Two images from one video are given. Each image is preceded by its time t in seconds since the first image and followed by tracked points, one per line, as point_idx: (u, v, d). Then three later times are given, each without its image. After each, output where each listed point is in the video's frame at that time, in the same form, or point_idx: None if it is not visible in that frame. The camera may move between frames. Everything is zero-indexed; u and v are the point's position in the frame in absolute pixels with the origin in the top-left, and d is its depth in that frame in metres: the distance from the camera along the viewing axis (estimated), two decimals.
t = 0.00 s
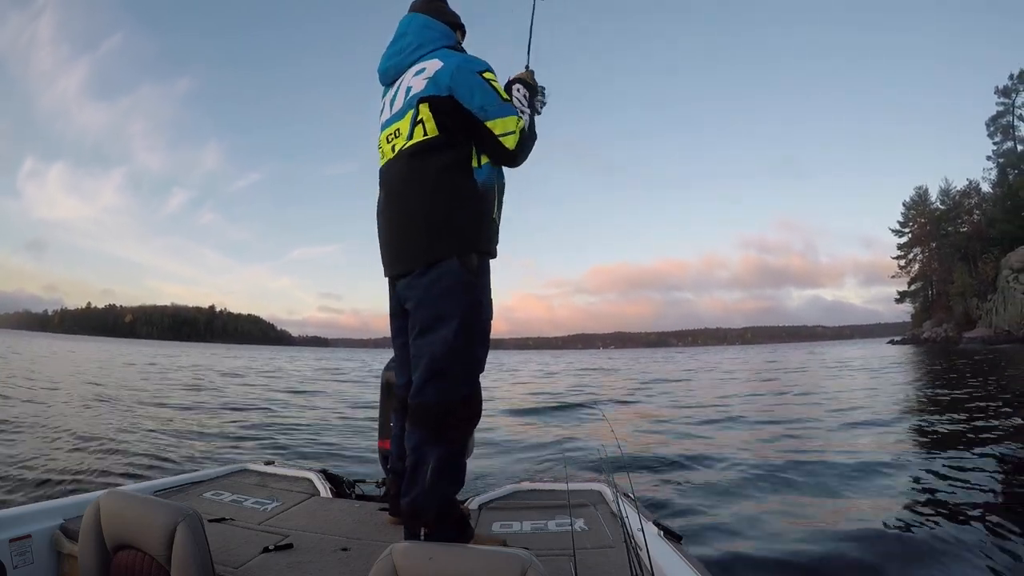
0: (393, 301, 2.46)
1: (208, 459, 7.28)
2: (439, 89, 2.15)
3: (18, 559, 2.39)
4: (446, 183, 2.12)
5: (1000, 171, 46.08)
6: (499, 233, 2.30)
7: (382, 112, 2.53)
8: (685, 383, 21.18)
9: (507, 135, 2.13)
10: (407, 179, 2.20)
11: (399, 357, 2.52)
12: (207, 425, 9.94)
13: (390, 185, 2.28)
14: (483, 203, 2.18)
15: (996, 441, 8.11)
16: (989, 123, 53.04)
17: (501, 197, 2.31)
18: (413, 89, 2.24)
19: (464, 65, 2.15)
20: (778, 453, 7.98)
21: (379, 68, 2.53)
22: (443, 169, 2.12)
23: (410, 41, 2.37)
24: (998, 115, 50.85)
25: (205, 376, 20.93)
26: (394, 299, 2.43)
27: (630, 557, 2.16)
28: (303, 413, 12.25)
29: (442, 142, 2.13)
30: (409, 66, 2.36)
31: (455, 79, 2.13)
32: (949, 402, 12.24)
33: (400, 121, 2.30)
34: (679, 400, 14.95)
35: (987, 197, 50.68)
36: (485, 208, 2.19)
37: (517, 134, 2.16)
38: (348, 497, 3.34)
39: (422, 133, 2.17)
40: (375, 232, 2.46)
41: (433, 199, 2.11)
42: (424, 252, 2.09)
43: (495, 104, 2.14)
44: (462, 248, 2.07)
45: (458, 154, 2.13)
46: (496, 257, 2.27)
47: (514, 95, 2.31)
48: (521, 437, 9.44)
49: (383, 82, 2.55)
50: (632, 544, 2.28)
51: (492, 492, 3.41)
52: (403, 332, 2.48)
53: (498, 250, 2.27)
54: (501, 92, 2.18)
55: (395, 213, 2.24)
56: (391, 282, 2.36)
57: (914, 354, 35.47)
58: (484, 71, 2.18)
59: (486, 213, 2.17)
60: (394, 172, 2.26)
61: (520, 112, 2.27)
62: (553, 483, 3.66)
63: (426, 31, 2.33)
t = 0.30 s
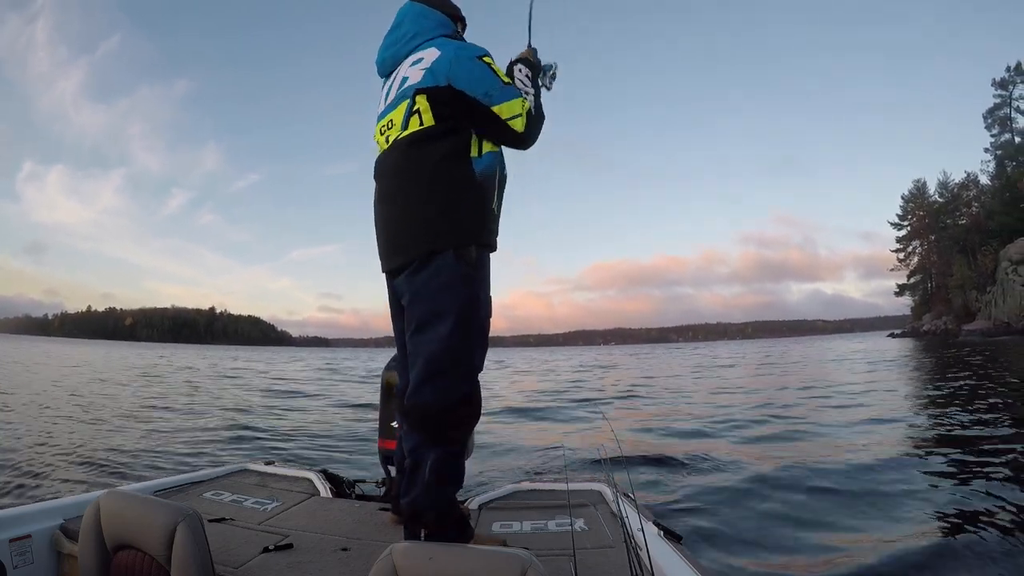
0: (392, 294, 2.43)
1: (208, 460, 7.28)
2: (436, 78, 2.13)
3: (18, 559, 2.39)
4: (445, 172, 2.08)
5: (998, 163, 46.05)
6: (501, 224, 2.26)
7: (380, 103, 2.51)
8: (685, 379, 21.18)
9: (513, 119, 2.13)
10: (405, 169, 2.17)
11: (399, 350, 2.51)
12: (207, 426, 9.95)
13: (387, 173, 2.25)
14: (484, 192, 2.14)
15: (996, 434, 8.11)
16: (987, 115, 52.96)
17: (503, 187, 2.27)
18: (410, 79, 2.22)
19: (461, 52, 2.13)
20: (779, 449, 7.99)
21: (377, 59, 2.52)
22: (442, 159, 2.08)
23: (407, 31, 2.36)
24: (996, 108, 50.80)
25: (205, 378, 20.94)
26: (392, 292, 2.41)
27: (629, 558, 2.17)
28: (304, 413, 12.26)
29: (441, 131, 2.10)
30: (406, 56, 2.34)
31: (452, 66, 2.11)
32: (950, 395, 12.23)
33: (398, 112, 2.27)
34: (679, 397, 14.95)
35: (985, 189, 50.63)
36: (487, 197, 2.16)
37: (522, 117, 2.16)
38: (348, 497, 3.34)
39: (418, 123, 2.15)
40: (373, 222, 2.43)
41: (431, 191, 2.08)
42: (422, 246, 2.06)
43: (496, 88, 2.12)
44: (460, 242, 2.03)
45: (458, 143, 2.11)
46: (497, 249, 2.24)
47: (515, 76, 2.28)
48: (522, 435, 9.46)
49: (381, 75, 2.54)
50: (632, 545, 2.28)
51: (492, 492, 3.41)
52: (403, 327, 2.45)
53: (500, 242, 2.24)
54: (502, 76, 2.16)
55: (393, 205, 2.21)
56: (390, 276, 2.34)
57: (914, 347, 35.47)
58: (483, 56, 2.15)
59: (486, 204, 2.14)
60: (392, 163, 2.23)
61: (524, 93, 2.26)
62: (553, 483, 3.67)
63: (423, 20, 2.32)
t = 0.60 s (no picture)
0: (401, 288, 2.43)
1: (208, 459, 7.29)
2: (452, 76, 2.13)
3: (18, 559, 2.39)
4: (459, 170, 2.07)
5: (999, 164, 46.02)
6: (515, 221, 2.25)
7: (389, 104, 2.50)
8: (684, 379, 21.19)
9: (535, 106, 2.18)
10: (419, 164, 2.16)
11: (408, 345, 2.50)
12: (207, 425, 9.96)
13: (399, 167, 2.24)
14: (498, 188, 2.13)
15: (996, 435, 8.11)
16: (988, 116, 52.91)
17: (519, 178, 2.27)
18: (423, 79, 2.21)
19: (474, 44, 2.13)
20: (778, 450, 7.99)
21: (383, 57, 2.52)
22: (457, 158, 2.08)
23: (413, 28, 2.35)
24: (996, 108, 50.76)
25: (205, 375, 20.97)
26: (401, 288, 2.39)
27: (629, 558, 2.17)
28: (304, 412, 12.27)
29: (458, 128, 2.10)
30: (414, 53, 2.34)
31: (467, 62, 2.11)
32: (950, 397, 12.22)
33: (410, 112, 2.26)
34: (679, 397, 14.96)
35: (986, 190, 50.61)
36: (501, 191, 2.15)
37: (543, 102, 2.22)
38: (348, 497, 3.35)
39: (433, 123, 2.13)
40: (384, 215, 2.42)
41: (444, 188, 2.07)
42: (432, 244, 2.05)
43: (513, 76, 2.13)
44: (471, 240, 2.02)
45: (476, 139, 2.10)
46: (509, 247, 2.22)
47: (522, 56, 2.26)
48: (521, 435, 9.46)
49: (388, 74, 2.53)
50: (632, 545, 2.29)
51: (492, 492, 3.42)
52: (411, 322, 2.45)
53: (511, 239, 2.23)
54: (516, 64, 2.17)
55: (405, 200, 2.20)
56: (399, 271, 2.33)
57: (913, 348, 35.48)
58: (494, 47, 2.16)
59: (499, 201, 2.13)
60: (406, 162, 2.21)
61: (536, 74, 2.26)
62: (554, 483, 3.67)
63: (428, 16, 2.32)
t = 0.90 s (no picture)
0: (404, 288, 2.44)
1: (207, 458, 7.29)
2: (457, 72, 2.13)
3: (18, 559, 2.40)
4: (464, 168, 2.08)
5: (998, 167, 46.10)
6: (519, 220, 2.25)
7: (395, 101, 2.50)
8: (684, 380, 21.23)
9: (541, 99, 2.18)
10: (423, 162, 2.16)
11: (411, 345, 2.51)
12: (206, 424, 9.97)
13: (404, 166, 2.24)
14: (503, 187, 2.14)
15: (994, 437, 8.12)
16: (988, 118, 53.00)
17: (525, 175, 2.27)
18: (428, 75, 2.21)
19: (479, 38, 2.13)
20: (777, 452, 8.00)
21: (388, 54, 2.52)
22: (462, 157, 2.08)
23: (417, 24, 2.36)
24: (996, 111, 50.85)
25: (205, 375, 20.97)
26: (404, 289, 2.40)
27: (629, 558, 2.17)
28: (303, 411, 12.27)
29: (463, 126, 2.10)
30: (418, 50, 2.35)
31: (472, 57, 2.12)
32: (948, 399, 12.24)
33: (415, 109, 2.26)
34: (678, 398, 14.99)
35: (985, 192, 50.67)
36: (506, 189, 2.16)
37: (551, 95, 2.22)
38: (348, 497, 3.35)
39: (438, 120, 2.13)
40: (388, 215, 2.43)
41: (448, 188, 2.08)
42: (435, 245, 2.06)
43: (518, 71, 2.13)
44: (473, 240, 2.03)
45: (481, 136, 2.10)
46: (512, 247, 2.23)
47: (529, 50, 2.27)
48: (520, 436, 9.48)
49: (393, 71, 2.54)
50: (632, 545, 2.29)
51: (492, 492, 3.43)
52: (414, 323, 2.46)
53: (514, 239, 2.22)
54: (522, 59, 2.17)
55: (409, 200, 2.21)
56: (403, 272, 2.34)
57: (911, 350, 35.52)
58: (500, 41, 2.17)
59: (503, 201, 2.13)
60: (410, 161, 2.22)
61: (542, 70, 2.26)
62: (553, 483, 3.68)
63: (433, 11, 2.32)
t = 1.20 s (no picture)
0: (400, 291, 2.44)
1: (207, 459, 7.29)
2: (450, 67, 2.14)
3: (18, 559, 2.40)
4: (456, 169, 2.08)
5: (997, 166, 46.11)
6: (513, 223, 2.25)
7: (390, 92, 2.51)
8: (684, 380, 21.23)
9: (526, 115, 2.16)
10: (416, 161, 2.16)
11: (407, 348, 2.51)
12: (206, 425, 9.95)
13: (398, 163, 2.24)
14: (495, 188, 2.15)
15: (994, 436, 8.13)
16: (987, 117, 53.05)
17: (515, 184, 2.27)
18: (422, 67, 2.22)
19: (477, 41, 2.15)
20: (777, 451, 8.00)
21: (389, 46, 2.53)
22: (455, 157, 2.08)
23: (420, 18, 2.36)
24: (994, 110, 50.91)
25: (204, 376, 20.95)
26: (400, 291, 2.41)
27: (629, 558, 2.17)
28: (303, 412, 12.26)
29: (452, 125, 2.09)
30: (417, 44, 2.36)
31: (466, 56, 2.12)
32: (949, 398, 12.25)
33: (408, 102, 2.26)
34: (678, 398, 14.98)
35: (984, 191, 50.70)
36: (499, 193, 2.16)
37: (533, 116, 2.19)
38: (348, 497, 3.35)
39: (429, 114, 2.14)
40: (382, 217, 2.43)
41: (441, 189, 2.08)
42: (429, 247, 2.06)
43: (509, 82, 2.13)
44: (467, 243, 2.03)
45: (470, 137, 2.10)
46: (508, 249, 2.24)
47: (532, 74, 2.29)
48: (520, 436, 9.49)
49: (392, 63, 2.54)
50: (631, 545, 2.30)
51: (492, 492, 3.43)
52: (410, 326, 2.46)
53: (508, 242, 2.23)
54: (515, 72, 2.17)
55: (402, 202, 2.20)
56: (398, 275, 2.34)
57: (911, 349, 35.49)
58: (497, 48, 2.18)
59: (495, 205, 2.13)
60: (401, 157, 2.22)
61: (537, 92, 2.27)
62: (553, 483, 3.68)
63: (436, 8, 2.33)
